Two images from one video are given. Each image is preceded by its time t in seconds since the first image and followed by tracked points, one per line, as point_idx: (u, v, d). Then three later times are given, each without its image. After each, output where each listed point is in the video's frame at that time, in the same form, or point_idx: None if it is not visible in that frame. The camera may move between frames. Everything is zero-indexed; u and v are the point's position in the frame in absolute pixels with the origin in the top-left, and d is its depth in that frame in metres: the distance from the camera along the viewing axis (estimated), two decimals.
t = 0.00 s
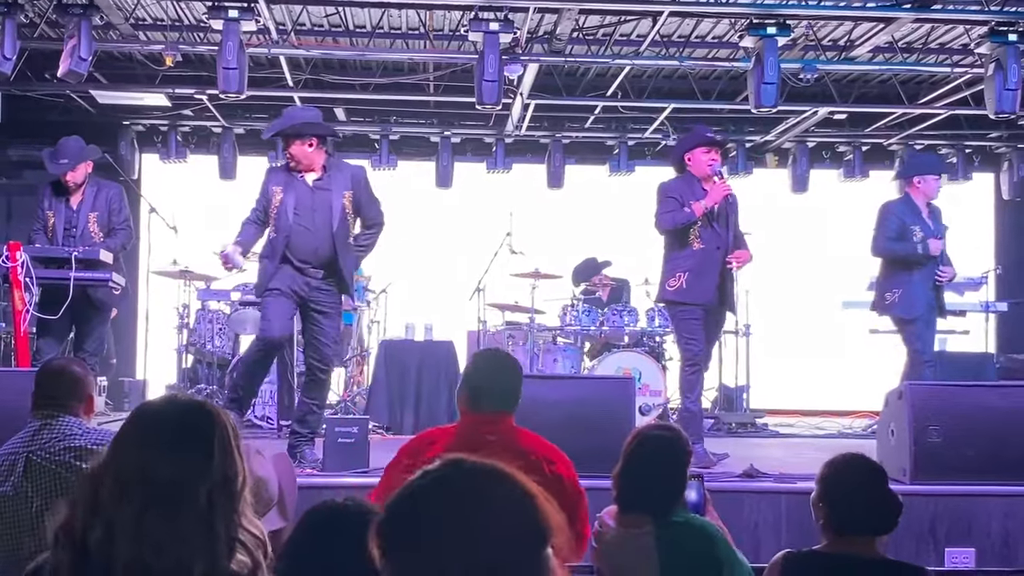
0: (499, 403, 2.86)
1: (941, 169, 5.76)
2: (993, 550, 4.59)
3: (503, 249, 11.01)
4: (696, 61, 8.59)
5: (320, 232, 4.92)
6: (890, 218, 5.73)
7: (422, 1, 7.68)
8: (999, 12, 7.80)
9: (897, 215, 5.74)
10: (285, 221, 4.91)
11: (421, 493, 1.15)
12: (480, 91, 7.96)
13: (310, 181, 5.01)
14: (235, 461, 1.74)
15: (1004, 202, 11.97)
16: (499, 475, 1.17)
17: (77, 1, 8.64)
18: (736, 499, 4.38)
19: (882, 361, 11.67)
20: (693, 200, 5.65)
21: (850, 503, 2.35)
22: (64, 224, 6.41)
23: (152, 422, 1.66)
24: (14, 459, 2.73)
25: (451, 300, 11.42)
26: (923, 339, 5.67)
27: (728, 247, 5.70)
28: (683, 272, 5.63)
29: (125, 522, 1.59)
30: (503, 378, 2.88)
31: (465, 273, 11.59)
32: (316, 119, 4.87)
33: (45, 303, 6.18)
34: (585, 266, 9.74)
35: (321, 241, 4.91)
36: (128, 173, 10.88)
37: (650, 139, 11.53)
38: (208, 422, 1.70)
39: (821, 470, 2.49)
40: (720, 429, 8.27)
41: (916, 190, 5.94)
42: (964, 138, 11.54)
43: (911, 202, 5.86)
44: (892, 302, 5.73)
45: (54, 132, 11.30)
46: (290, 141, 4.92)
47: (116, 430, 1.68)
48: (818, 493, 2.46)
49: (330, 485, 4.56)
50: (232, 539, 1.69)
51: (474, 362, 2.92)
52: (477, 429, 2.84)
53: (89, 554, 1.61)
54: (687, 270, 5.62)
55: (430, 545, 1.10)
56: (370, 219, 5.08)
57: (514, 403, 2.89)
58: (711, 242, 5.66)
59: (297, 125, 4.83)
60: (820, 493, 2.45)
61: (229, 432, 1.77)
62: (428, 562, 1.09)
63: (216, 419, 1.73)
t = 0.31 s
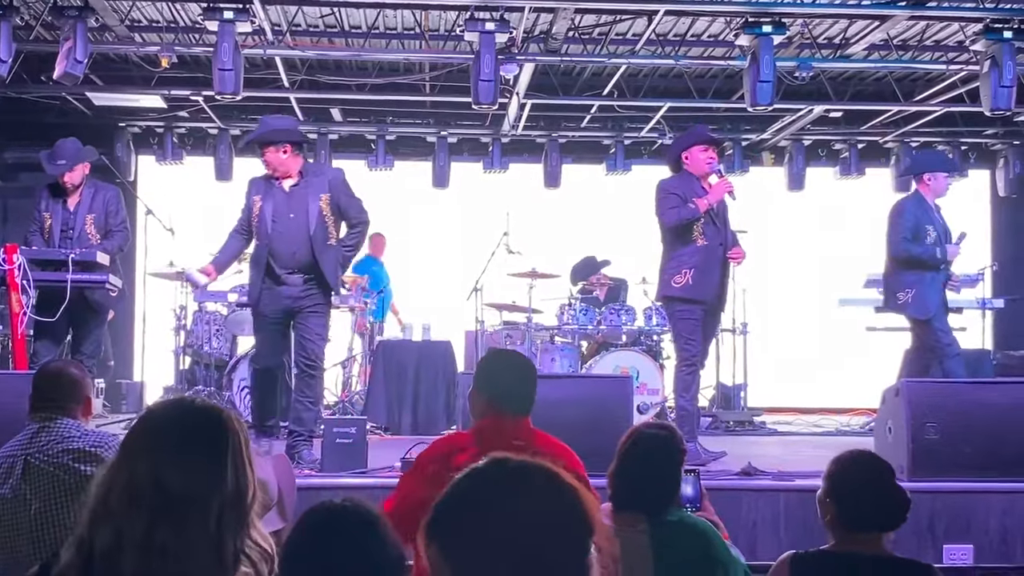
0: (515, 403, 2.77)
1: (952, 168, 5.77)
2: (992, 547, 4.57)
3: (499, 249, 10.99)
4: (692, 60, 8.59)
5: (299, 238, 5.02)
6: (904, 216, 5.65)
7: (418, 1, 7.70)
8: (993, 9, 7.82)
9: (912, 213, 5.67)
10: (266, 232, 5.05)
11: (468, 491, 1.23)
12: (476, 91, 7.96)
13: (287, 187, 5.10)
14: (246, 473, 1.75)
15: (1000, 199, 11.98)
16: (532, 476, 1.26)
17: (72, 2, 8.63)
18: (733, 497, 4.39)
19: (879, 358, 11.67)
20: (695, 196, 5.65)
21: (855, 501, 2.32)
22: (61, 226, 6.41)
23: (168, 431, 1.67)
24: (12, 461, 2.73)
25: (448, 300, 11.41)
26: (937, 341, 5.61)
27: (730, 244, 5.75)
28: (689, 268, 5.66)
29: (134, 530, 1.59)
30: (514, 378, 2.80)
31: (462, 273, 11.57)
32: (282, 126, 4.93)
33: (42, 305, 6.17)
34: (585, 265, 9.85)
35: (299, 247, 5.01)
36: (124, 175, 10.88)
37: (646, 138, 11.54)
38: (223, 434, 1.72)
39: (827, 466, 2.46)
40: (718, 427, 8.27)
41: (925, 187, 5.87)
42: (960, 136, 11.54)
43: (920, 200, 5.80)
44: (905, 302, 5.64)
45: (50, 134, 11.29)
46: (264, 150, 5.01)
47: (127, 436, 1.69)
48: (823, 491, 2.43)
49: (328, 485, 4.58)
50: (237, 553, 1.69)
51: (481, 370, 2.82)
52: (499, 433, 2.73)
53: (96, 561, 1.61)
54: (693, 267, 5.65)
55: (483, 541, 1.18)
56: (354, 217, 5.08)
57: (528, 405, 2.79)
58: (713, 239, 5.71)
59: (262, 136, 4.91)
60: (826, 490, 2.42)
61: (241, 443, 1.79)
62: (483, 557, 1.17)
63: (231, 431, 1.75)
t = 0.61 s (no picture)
0: (513, 405, 2.57)
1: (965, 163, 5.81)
2: (990, 542, 4.58)
3: (496, 248, 10.98)
4: (687, 58, 8.59)
5: (268, 245, 5.06)
6: (919, 214, 5.69)
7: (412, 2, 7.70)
8: (987, 5, 7.83)
9: (926, 210, 5.71)
10: (236, 241, 5.11)
11: (489, 480, 1.12)
12: (471, 91, 7.97)
13: (255, 197, 5.11)
14: (237, 470, 1.73)
15: (996, 195, 12.01)
16: (561, 470, 1.14)
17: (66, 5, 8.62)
18: (731, 494, 4.40)
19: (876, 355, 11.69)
20: (692, 194, 5.66)
21: (868, 499, 2.30)
22: (58, 228, 6.42)
23: (154, 428, 1.63)
24: (11, 464, 2.73)
25: (445, 300, 11.40)
26: (953, 339, 5.61)
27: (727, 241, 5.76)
28: (690, 266, 5.65)
29: (129, 534, 1.58)
30: (510, 378, 2.61)
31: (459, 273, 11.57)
32: (240, 136, 4.91)
33: (40, 308, 6.19)
34: (583, 262, 9.57)
35: (267, 255, 5.04)
36: (120, 177, 10.88)
37: (642, 137, 11.55)
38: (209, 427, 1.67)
39: (843, 463, 2.44)
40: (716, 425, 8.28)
41: (937, 183, 5.91)
42: (955, 132, 11.54)
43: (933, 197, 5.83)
44: (923, 300, 5.64)
45: (45, 137, 11.28)
46: (228, 162, 5.01)
47: (114, 433, 1.66)
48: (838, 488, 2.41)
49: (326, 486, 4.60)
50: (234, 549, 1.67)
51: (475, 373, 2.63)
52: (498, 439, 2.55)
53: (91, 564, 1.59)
54: (694, 265, 5.64)
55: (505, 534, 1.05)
56: (327, 216, 5.11)
57: (529, 403, 2.60)
58: (712, 235, 5.71)
59: (221, 150, 4.91)
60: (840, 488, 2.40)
61: (230, 439, 1.76)
62: (503, 555, 1.04)
63: (216, 425, 1.71)
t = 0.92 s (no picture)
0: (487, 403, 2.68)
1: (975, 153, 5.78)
2: (988, 536, 4.60)
3: (492, 247, 10.96)
4: (682, 56, 8.58)
5: (252, 243, 5.17)
6: (929, 210, 5.72)
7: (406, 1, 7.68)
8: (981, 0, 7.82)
9: (935, 204, 5.72)
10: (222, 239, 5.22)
11: (476, 473, 1.16)
12: (466, 89, 7.95)
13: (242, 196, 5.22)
14: (229, 472, 1.81)
15: (991, 190, 12.01)
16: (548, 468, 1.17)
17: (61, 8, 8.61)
18: (731, 490, 4.40)
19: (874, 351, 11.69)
20: (685, 192, 5.67)
21: (871, 500, 2.30)
22: (54, 230, 6.42)
23: (149, 432, 1.73)
24: (9, 466, 2.73)
25: (442, 299, 11.41)
26: (968, 335, 5.67)
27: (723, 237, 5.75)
28: (684, 264, 5.66)
29: (122, 536, 1.67)
30: (490, 375, 2.73)
31: (455, 272, 11.57)
32: (225, 138, 5.03)
33: (37, 310, 6.19)
34: (580, 257, 9.43)
35: (251, 252, 5.16)
36: (116, 179, 10.87)
37: (638, 134, 11.55)
38: (200, 431, 1.77)
39: (845, 460, 2.43)
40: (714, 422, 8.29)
41: (949, 176, 5.90)
42: (950, 127, 11.53)
43: (945, 191, 5.84)
44: (939, 296, 5.70)
45: (40, 139, 11.26)
46: (216, 164, 5.13)
47: (109, 436, 1.76)
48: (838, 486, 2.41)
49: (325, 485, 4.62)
50: (228, 549, 1.76)
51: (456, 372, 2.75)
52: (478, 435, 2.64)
53: (87, 563, 1.69)
54: (689, 262, 5.65)
55: (492, 533, 1.10)
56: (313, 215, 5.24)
57: (508, 402, 2.70)
58: (707, 233, 5.73)
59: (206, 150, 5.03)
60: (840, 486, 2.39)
61: (223, 440, 1.85)
62: (498, 551, 1.09)
63: (209, 427, 1.80)
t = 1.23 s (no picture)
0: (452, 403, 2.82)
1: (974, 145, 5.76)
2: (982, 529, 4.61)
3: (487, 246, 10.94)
4: (674, 52, 8.59)
5: (242, 253, 5.26)
6: (921, 205, 5.75)
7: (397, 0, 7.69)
8: None
9: (928, 200, 5.76)
10: (215, 249, 5.31)
11: (451, 478, 1.30)
12: (459, 88, 7.96)
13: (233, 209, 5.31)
14: (220, 476, 1.82)
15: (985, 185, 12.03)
16: (519, 473, 1.30)
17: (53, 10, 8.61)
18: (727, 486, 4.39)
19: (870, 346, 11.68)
20: (676, 188, 5.69)
21: (826, 503, 2.27)
22: (48, 232, 6.42)
23: (140, 435, 1.75)
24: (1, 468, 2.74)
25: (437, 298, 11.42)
26: (966, 328, 5.68)
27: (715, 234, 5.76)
28: (674, 260, 5.68)
29: (107, 538, 1.68)
30: (456, 376, 2.86)
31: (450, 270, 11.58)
32: (217, 152, 5.14)
33: (30, 313, 6.19)
34: (574, 254, 9.52)
35: (241, 262, 5.24)
36: (110, 181, 10.87)
37: (631, 132, 11.55)
38: (191, 437, 1.78)
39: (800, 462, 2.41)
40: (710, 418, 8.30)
41: (949, 169, 5.88)
42: (943, 122, 11.52)
43: (943, 185, 5.86)
44: (938, 290, 5.69)
45: (34, 141, 11.26)
46: (209, 179, 5.21)
47: (100, 438, 1.78)
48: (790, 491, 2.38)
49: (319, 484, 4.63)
50: (218, 555, 1.75)
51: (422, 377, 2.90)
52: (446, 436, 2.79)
53: (73, 565, 1.70)
54: (678, 259, 5.67)
55: (471, 536, 1.24)
56: (304, 229, 5.28)
57: (473, 403, 2.84)
58: (698, 229, 5.74)
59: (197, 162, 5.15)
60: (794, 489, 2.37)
61: (214, 443, 1.86)
62: (476, 545, 1.23)
63: (201, 433, 1.81)
